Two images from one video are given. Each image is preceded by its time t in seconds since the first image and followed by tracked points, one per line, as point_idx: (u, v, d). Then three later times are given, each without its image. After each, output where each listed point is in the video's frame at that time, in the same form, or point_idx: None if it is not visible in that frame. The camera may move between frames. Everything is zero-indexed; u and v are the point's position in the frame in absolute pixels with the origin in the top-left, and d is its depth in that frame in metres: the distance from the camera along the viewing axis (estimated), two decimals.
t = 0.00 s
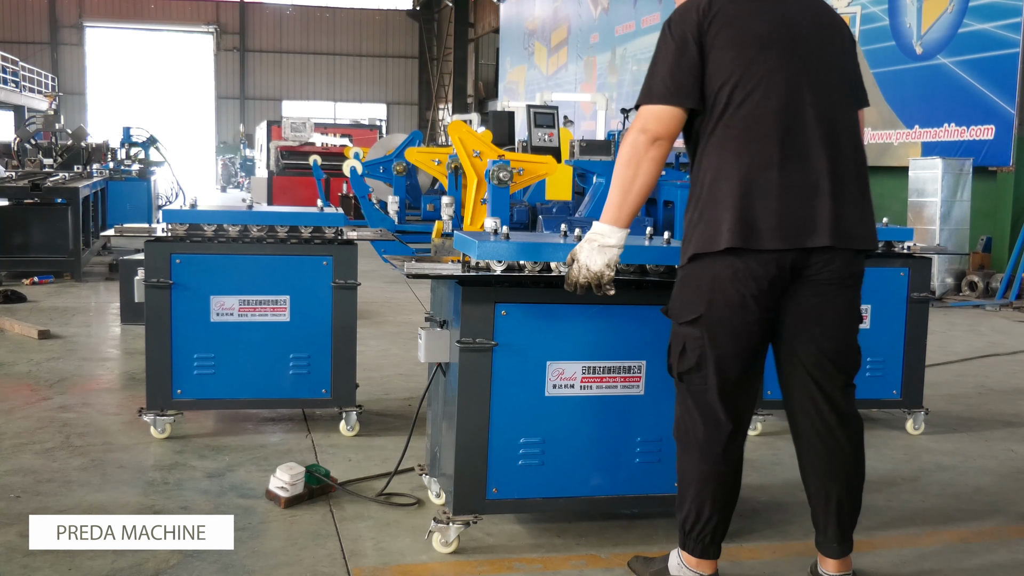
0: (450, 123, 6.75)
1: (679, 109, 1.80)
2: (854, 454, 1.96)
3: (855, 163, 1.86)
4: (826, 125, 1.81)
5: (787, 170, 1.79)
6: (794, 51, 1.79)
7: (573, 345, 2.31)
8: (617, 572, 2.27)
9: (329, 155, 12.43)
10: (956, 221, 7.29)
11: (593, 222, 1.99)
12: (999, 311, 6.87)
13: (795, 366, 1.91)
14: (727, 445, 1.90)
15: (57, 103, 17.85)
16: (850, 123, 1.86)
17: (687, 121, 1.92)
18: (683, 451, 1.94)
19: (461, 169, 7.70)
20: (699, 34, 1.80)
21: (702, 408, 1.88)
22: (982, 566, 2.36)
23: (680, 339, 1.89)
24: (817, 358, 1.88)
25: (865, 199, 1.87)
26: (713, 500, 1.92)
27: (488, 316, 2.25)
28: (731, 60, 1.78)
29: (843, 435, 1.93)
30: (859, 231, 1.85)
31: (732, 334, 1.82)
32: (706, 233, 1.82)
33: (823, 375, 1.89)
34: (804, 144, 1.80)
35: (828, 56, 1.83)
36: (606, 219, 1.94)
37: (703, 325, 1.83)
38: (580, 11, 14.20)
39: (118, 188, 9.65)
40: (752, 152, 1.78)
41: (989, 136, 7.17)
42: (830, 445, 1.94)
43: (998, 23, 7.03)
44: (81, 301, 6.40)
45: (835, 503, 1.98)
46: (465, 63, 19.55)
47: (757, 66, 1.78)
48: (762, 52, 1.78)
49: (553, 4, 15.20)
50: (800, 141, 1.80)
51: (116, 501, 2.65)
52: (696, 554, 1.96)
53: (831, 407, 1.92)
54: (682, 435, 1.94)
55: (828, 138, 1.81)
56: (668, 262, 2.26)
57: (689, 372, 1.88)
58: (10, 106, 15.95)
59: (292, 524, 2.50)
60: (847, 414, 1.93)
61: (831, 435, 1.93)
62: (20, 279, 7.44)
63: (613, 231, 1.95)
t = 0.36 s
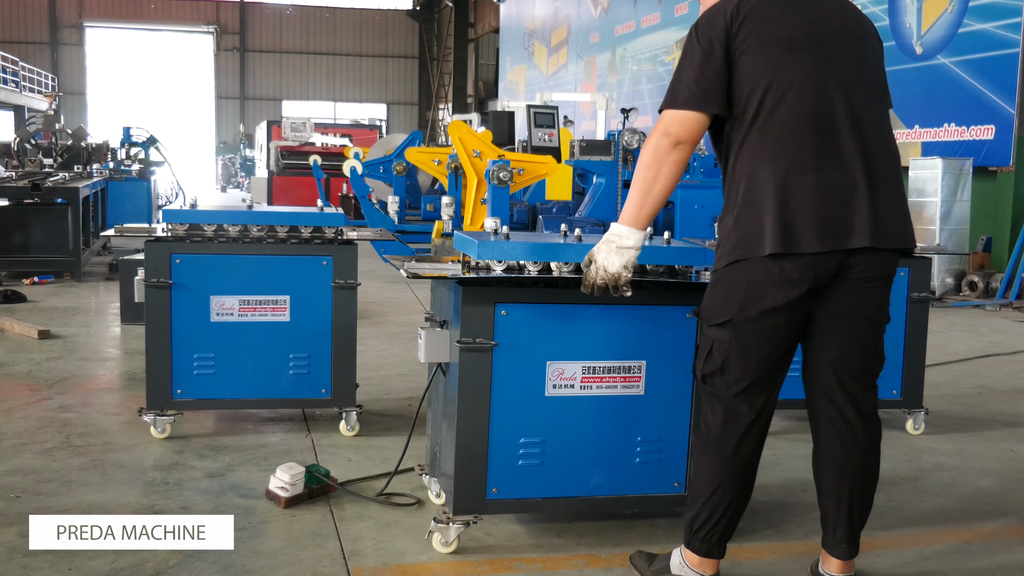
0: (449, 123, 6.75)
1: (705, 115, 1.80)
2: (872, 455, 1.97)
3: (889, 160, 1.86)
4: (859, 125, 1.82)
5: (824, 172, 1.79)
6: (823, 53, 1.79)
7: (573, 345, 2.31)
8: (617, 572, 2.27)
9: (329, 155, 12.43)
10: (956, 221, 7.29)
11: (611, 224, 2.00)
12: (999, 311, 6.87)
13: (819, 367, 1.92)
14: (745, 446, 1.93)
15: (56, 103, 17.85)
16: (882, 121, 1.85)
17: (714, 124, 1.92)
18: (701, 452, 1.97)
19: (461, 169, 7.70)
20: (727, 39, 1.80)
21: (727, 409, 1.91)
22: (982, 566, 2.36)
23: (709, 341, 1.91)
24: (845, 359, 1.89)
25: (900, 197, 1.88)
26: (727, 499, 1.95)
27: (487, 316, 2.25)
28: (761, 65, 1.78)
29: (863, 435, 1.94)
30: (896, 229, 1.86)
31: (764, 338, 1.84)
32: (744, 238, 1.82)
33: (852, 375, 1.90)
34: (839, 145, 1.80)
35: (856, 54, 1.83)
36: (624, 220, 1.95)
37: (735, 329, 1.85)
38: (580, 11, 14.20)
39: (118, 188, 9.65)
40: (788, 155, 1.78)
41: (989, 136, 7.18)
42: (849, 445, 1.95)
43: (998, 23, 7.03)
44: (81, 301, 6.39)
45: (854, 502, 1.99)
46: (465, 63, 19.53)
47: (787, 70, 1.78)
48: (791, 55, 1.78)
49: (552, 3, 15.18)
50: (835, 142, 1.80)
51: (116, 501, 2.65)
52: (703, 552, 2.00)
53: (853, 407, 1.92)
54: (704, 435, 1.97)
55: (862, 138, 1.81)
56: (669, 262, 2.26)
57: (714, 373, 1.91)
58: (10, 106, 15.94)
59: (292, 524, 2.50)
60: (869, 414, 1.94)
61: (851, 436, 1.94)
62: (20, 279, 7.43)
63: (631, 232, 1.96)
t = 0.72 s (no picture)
0: (450, 123, 6.76)
1: (722, 117, 1.80)
2: (880, 456, 1.97)
3: (908, 162, 1.85)
4: (877, 128, 1.81)
5: (841, 175, 1.79)
6: (841, 55, 1.78)
7: (573, 345, 2.31)
8: (617, 572, 2.27)
9: (329, 155, 12.43)
10: (956, 221, 7.32)
11: (628, 226, 1.99)
12: (999, 311, 6.87)
13: (831, 368, 1.92)
14: (754, 448, 1.93)
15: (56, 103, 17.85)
16: (900, 122, 1.85)
17: (731, 127, 1.92)
18: (709, 452, 1.99)
19: (461, 169, 7.70)
20: (744, 41, 1.80)
21: (738, 410, 1.92)
22: (983, 567, 2.36)
23: (721, 342, 1.92)
24: (858, 361, 1.89)
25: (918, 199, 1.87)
26: (732, 501, 1.96)
27: (488, 316, 2.25)
28: (778, 67, 1.78)
29: (873, 437, 1.94)
30: (914, 232, 1.85)
31: (778, 340, 1.84)
32: (759, 242, 1.82)
33: (864, 376, 1.90)
34: (858, 148, 1.80)
35: (875, 55, 1.82)
36: (642, 222, 1.94)
37: (748, 331, 1.86)
38: (580, 11, 14.20)
39: (118, 188, 9.65)
40: (805, 158, 1.78)
41: (989, 136, 7.18)
42: (857, 447, 1.95)
43: (998, 22, 7.03)
44: (81, 301, 6.39)
45: (861, 503, 1.99)
46: (465, 63, 19.51)
47: (804, 72, 1.78)
48: (809, 57, 1.78)
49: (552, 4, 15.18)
50: (853, 145, 1.79)
51: (116, 501, 2.65)
52: (705, 551, 2.02)
53: (863, 410, 1.93)
54: (713, 435, 1.98)
55: (879, 141, 1.81)
56: (668, 262, 2.27)
57: (725, 374, 1.92)
58: (10, 106, 15.94)
59: (292, 524, 2.50)
60: (879, 414, 1.94)
61: (860, 437, 1.94)
62: (20, 279, 7.43)
63: (649, 235, 1.95)
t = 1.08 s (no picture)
0: (449, 123, 6.76)
1: (739, 118, 1.80)
2: (887, 457, 1.97)
3: (924, 165, 1.85)
4: (892, 131, 1.81)
5: (859, 177, 1.79)
6: (858, 56, 1.79)
7: (573, 345, 2.31)
8: (617, 571, 2.27)
9: (329, 155, 12.44)
10: (956, 221, 7.35)
11: (645, 228, 2.00)
12: (999, 311, 6.87)
13: (842, 368, 1.92)
14: (765, 448, 1.94)
15: (56, 103, 17.85)
16: (915, 125, 1.85)
17: (748, 129, 1.92)
18: (717, 452, 1.99)
19: (461, 169, 7.71)
20: (760, 43, 1.80)
21: (751, 410, 1.92)
22: (983, 567, 2.36)
23: (735, 342, 1.92)
24: (870, 361, 1.89)
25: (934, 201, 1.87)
26: (740, 502, 1.97)
27: (488, 316, 2.25)
28: (795, 70, 1.78)
29: (882, 438, 1.94)
30: (931, 235, 1.85)
31: (791, 342, 1.84)
32: (776, 244, 1.82)
33: (876, 376, 1.90)
34: (875, 150, 1.79)
35: (890, 58, 1.82)
36: (659, 224, 1.95)
37: (763, 332, 1.85)
38: (580, 11, 14.21)
39: (118, 188, 9.65)
40: (823, 161, 1.78)
41: (989, 136, 7.18)
42: (866, 446, 1.95)
43: (998, 23, 7.02)
44: (81, 301, 6.40)
45: (865, 502, 1.99)
46: (465, 63, 19.49)
47: (821, 74, 1.78)
48: (827, 59, 1.78)
49: (552, 4, 15.18)
50: (870, 148, 1.79)
51: (116, 501, 2.65)
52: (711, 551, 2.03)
53: (872, 409, 1.92)
54: (723, 435, 1.98)
55: (896, 144, 1.81)
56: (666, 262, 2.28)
57: (738, 374, 1.92)
58: (10, 106, 15.95)
59: (292, 524, 2.50)
60: (888, 413, 1.94)
61: (870, 438, 1.94)
62: (19, 279, 7.43)
63: (666, 236, 1.95)
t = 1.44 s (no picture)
0: (450, 123, 6.76)
1: (756, 120, 1.80)
2: (896, 457, 1.96)
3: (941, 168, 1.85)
4: (909, 134, 1.81)
5: (875, 181, 1.79)
6: (875, 60, 1.79)
7: (573, 345, 2.31)
8: (617, 572, 2.27)
9: (329, 155, 12.44)
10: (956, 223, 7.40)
11: (662, 229, 1.99)
12: (998, 311, 6.88)
13: (854, 368, 1.92)
14: (775, 447, 1.94)
15: (56, 103, 17.85)
16: (933, 127, 1.85)
17: (764, 130, 1.92)
18: (725, 450, 1.99)
19: (461, 169, 7.71)
20: (777, 45, 1.80)
21: (761, 411, 1.92)
22: (983, 567, 2.36)
23: (748, 342, 1.92)
24: (883, 362, 1.89)
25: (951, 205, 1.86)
26: (747, 500, 1.97)
27: (487, 317, 2.25)
28: (811, 72, 1.78)
29: (892, 437, 1.94)
30: (947, 238, 1.85)
31: (805, 343, 1.84)
32: (791, 245, 1.82)
33: (887, 377, 1.90)
34: (892, 154, 1.79)
35: (909, 60, 1.82)
36: (676, 225, 1.94)
37: (776, 333, 1.86)
38: (580, 11, 14.21)
39: (118, 188, 9.65)
40: (839, 164, 1.78)
41: (989, 135, 7.18)
42: (875, 447, 1.94)
43: (997, 23, 7.02)
44: (81, 301, 6.40)
45: (872, 503, 1.99)
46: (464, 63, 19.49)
47: (838, 77, 1.78)
48: (844, 62, 1.78)
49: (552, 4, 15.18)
50: (887, 151, 1.79)
51: (117, 501, 2.65)
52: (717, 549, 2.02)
53: (884, 411, 1.92)
54: (733, 435, 1.98)
55: (913, 147, 1.81)
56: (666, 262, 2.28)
57: (750, 374, 1.92)
58: (10, 106, 15.95)
59: (292, 524, 2.50)
60: (899, 415, 1.94)
61: (879, 438, 1.94)
62: (19, 279, 7.43)
63: (683, 237, 1.95)
